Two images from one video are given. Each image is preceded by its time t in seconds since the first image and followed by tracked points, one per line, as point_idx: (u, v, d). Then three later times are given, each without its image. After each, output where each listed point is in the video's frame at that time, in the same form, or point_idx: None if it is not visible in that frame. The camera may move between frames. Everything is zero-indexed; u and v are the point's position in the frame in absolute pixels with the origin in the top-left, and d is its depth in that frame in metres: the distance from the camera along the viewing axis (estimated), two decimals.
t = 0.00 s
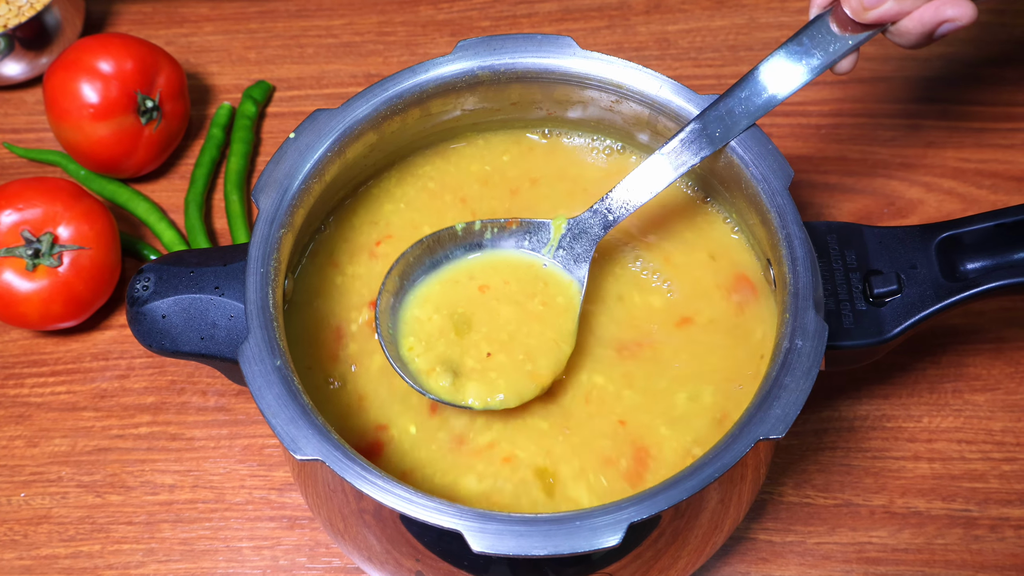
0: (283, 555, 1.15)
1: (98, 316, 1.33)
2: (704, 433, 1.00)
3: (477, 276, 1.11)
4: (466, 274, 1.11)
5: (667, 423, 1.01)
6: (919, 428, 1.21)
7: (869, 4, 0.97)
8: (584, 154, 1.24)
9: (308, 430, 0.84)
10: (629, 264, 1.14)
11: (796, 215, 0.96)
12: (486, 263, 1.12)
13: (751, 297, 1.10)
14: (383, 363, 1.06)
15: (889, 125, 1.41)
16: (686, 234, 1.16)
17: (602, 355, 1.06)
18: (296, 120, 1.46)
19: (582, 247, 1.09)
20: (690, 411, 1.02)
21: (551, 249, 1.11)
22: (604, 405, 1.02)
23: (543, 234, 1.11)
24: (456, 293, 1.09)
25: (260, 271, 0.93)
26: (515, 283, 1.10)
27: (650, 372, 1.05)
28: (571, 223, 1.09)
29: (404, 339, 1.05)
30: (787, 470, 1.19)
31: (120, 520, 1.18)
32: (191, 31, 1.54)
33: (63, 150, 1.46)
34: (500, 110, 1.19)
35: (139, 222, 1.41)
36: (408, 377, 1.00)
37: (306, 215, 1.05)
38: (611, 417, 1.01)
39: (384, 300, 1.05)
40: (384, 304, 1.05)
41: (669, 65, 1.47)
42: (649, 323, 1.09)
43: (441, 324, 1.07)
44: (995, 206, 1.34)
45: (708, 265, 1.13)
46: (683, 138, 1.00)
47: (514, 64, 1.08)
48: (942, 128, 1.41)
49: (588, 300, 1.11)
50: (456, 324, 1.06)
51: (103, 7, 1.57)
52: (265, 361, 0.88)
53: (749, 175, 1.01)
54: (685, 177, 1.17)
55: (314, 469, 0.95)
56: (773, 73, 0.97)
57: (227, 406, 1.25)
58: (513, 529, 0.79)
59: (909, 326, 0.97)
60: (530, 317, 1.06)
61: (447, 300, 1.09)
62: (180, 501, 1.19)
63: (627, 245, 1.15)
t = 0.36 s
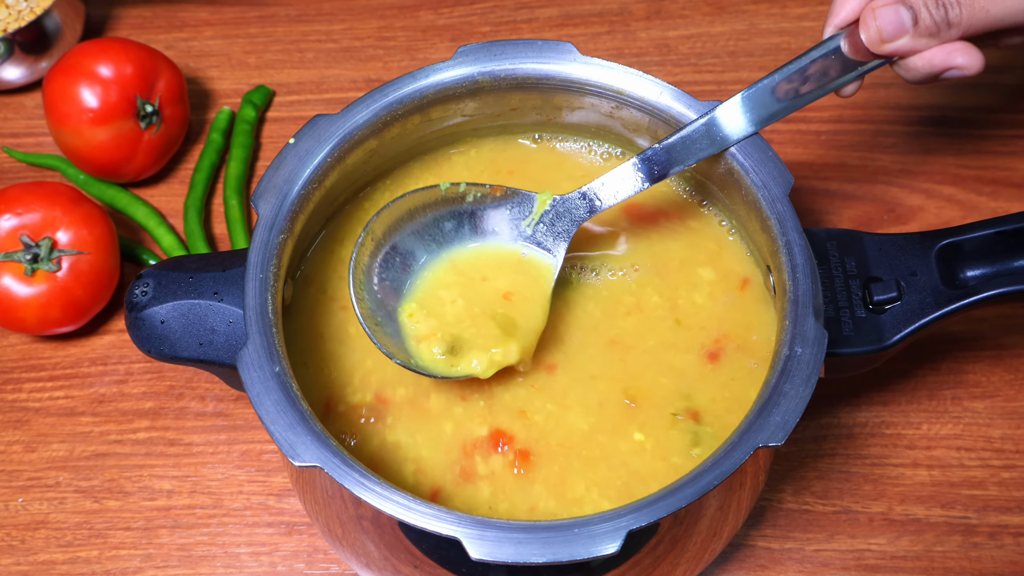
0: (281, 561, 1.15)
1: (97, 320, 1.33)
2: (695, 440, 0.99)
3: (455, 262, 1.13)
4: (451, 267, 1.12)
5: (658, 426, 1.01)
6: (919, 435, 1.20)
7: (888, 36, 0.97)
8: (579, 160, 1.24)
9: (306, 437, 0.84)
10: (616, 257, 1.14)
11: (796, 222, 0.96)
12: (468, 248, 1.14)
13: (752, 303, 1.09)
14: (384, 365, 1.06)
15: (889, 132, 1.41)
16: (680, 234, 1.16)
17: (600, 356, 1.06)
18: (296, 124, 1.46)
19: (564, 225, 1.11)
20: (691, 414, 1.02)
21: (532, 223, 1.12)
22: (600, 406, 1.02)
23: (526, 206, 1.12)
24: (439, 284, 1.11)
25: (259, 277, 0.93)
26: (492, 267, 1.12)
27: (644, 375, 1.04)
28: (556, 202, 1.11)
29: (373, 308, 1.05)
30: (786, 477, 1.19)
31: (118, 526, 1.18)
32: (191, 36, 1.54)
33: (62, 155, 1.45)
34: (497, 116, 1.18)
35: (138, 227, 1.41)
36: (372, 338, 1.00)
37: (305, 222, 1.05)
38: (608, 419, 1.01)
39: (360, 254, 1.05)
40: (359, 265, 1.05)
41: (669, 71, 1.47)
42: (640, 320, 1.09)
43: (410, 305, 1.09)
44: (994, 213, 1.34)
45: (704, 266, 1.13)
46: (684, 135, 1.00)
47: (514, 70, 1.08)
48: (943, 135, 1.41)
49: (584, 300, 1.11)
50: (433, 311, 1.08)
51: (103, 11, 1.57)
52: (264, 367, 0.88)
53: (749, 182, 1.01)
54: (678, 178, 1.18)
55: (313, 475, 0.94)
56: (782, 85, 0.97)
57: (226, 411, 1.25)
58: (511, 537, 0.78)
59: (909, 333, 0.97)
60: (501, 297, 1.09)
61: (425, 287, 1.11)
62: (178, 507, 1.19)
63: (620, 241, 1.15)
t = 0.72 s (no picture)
0: (273, 563, 1.15)
1: (89, 322, 1.33)
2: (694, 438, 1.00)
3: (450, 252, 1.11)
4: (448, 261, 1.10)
5: (658, 426, 1.01)
6: (912, 437, 1.21)
7: (884, 43, 0.97)
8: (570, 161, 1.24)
9: (298, 438, 0.84)
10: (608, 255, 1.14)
11: (788, 224, 0.96)
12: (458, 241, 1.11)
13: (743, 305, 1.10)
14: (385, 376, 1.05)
15: (882, 134, 1.41)
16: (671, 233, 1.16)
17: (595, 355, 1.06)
18: (290, 126, 1.46)
19: (558, 224, 1.08)
20: (690, 411, 1.02)
21: (528, 221, 1.10)
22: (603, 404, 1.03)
23: (521, 204, 1.10)
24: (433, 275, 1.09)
25: (251, 278, 0.93)
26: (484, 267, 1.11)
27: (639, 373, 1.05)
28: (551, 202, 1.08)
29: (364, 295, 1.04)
30: (779, 479, 1.19)
31: (110, 528, 1.17)
32: (184, 37, 1.54)
33: (54, 156, 1.45)
34: (489, 118, 1.18)
35: (131, 228, 1.40)
36: (359, 326, 1.00)
37: (298, 224, 1.05)
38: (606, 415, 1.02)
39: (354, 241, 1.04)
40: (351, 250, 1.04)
41: (662, 73, 1.48)
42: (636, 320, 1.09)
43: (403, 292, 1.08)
44: (987, 216, 1.34)
45: (695, 267, 1.13)
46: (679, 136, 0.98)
47: (507, 72, 1.08)
48: (936, 137, 1.41)
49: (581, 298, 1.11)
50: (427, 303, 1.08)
51: (95, 11, 1.57)
52: (256, 369, 0.88)
53: (741, 183, 1.01)
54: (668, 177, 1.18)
55: (305, 477, 0.94)
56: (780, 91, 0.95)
57: (218, 413, 1.25)
58: (503, 539, 0.78)
59: (902, 335, 0.97)
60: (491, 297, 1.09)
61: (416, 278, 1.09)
62: (170, 509, 1.18)
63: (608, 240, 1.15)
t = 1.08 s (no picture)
0: (273, 563, 1.15)
1: (90, 322, 1.33)
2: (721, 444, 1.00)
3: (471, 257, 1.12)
4: (467, 266, 1.11)
5: (682, 434, 1.01)
6: (911, 437, 1.21)
7: (906, 14, 0.94)
8: (567, 161, 1.24)
9: (299, 438, 0.84)
10: (617, 261, 1.14)
11: (787, 223, 0.96)
12: (478, 246, 1.13)
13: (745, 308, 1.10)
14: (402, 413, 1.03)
15: (881, 134, 1.42)
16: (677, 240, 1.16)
17: (606, 367, 1.05)
18: (289, 127, 1.46)
19: (585, 228, 1.07)
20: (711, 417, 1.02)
21: (554, 229, 1.10)
22: (612, 411, 1.02)
23: (549, 212, 1.10)
24: (452, 278, 1.11)
25: (251, 278, 0.93)
26: (508, 270, 1.11)
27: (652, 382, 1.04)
28: (576, 208, 1.08)
29: (385, 297, 1.07)
30: (778, 478, 1.19)
31: (110, 528, 1.17)
32: (184, 38, 1.54)
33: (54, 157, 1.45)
34: (487, 119, 1.19)
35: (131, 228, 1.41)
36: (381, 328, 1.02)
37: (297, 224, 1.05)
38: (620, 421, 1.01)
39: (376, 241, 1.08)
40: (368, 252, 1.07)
41: (661, 73, 1.48)
42: (646, 325, 1.09)
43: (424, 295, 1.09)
44: (985, 215, 1.35)
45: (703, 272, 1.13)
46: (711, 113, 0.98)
47: (506, 72, 1.08)
48: (934, 137, 1.41)
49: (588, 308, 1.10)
50: (446, 304, 1.09)
51: (95, 12, 1.57)
52: (256, 369, 0.88)
53: (741, 184, 1.02)
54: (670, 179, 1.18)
55: (306, 477, 0.95)
56: (853, 48, 0.95)
57: (219, 413, 1.25)
58: (503, 538, 0.79)
59: (900, 334, 0.98)
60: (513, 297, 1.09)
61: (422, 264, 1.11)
62: (171, 509, 1.18)
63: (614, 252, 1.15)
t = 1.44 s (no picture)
0: (272, 567, 1.15)
1: (90, 326, 1.33)
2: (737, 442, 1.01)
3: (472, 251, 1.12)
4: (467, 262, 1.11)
5: (698, 434, 1.02)
6: (909, 441, 1.21)
7: None
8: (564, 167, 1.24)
9: (298, 442, 0.85)
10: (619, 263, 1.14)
11: (786, 228, 0.97)
12: (478, 239, 1.13)
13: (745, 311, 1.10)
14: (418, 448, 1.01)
15: (879, 139, 1.42)
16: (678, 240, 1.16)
17: (614, 371, 1.06)
18: (289, 131, 1.46)
19: (591, 221, 1.06)
20: (724, 415, 1.03)
21: (562, 219, 1.09)
22: (634, 405, 1.03)
23: (555, 203, 1.09)
24: (450, 275, 1.11)
25: (251, 283, 0.94)
26: (506, 267, 1.11)
27: (664, 382, 1.05)
28: (583, 198, 1.06)
29: (386, 290, 1.06)
30: (777, 482, 1.19)
31: (109, 532, 1.17)
32: (184, 43, 1.54)
33: (54, 161, 1.46)
34: (486, 124, 1.19)
35: (131, 232, 1.41)
36: (387, 326, 1.01)
37: (297, 229, 1.05)
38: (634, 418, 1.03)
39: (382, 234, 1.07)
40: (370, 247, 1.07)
41: (660, 78, 1.48)
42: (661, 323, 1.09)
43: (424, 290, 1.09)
44: (983, 220, 1.35)
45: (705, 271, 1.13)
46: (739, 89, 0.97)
47: (506, 77, 1.09)
48: (933, 142, 1.41)
49: (586, 313, 1.10)
50: (446, 300, 1.09)
51: (96, 17, 1.57)
52: (256, 373, 0.88)
53: (740, 188, 1.02)
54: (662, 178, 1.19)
55: (305, 481, 0.95)
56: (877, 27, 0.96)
57: (218, 417, 1.25)
58: (503, 542, 0.79)
59: (899, 338, 0.98)
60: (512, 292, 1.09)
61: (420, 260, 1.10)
62: (170, 513, 1.18)
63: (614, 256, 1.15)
